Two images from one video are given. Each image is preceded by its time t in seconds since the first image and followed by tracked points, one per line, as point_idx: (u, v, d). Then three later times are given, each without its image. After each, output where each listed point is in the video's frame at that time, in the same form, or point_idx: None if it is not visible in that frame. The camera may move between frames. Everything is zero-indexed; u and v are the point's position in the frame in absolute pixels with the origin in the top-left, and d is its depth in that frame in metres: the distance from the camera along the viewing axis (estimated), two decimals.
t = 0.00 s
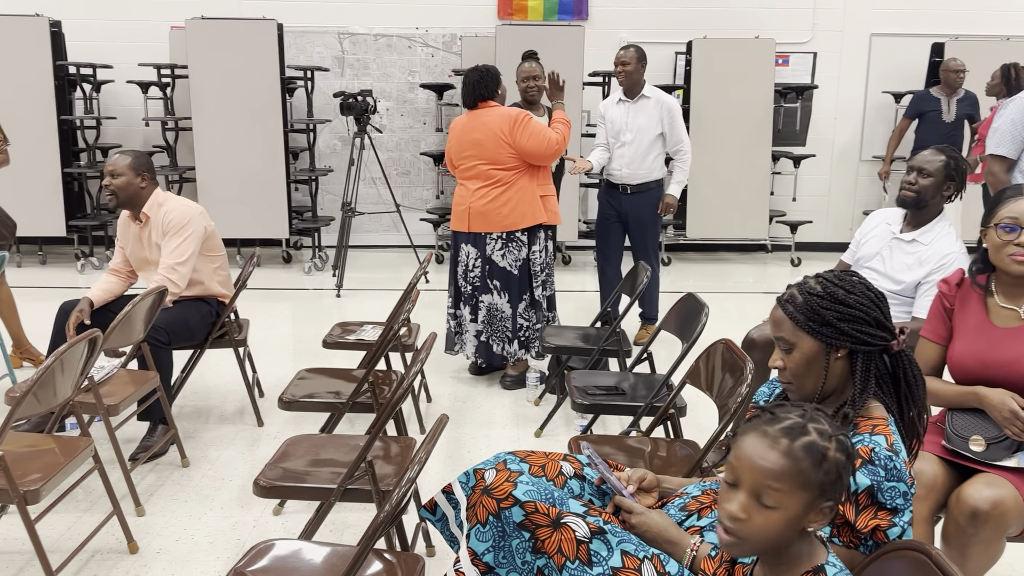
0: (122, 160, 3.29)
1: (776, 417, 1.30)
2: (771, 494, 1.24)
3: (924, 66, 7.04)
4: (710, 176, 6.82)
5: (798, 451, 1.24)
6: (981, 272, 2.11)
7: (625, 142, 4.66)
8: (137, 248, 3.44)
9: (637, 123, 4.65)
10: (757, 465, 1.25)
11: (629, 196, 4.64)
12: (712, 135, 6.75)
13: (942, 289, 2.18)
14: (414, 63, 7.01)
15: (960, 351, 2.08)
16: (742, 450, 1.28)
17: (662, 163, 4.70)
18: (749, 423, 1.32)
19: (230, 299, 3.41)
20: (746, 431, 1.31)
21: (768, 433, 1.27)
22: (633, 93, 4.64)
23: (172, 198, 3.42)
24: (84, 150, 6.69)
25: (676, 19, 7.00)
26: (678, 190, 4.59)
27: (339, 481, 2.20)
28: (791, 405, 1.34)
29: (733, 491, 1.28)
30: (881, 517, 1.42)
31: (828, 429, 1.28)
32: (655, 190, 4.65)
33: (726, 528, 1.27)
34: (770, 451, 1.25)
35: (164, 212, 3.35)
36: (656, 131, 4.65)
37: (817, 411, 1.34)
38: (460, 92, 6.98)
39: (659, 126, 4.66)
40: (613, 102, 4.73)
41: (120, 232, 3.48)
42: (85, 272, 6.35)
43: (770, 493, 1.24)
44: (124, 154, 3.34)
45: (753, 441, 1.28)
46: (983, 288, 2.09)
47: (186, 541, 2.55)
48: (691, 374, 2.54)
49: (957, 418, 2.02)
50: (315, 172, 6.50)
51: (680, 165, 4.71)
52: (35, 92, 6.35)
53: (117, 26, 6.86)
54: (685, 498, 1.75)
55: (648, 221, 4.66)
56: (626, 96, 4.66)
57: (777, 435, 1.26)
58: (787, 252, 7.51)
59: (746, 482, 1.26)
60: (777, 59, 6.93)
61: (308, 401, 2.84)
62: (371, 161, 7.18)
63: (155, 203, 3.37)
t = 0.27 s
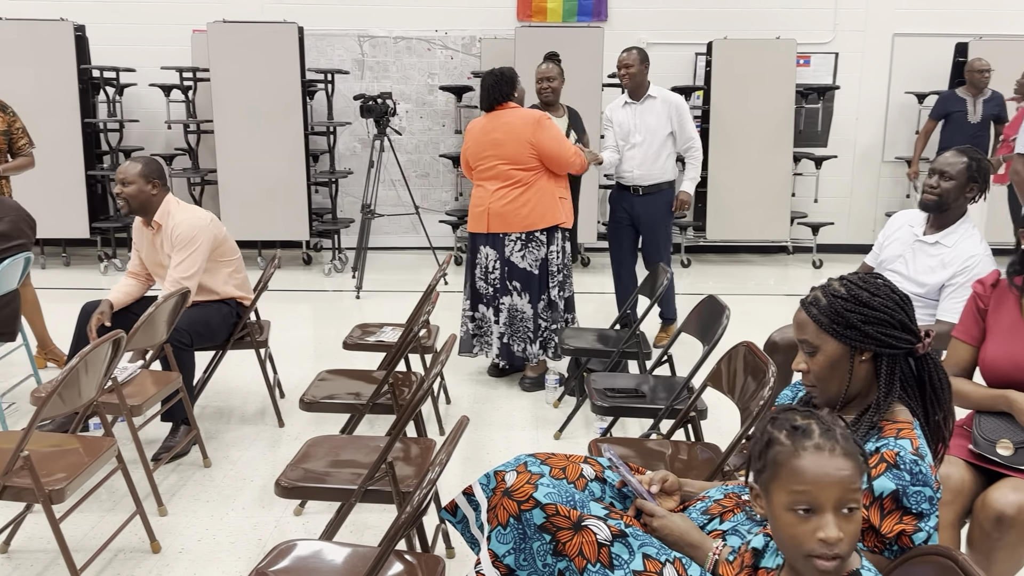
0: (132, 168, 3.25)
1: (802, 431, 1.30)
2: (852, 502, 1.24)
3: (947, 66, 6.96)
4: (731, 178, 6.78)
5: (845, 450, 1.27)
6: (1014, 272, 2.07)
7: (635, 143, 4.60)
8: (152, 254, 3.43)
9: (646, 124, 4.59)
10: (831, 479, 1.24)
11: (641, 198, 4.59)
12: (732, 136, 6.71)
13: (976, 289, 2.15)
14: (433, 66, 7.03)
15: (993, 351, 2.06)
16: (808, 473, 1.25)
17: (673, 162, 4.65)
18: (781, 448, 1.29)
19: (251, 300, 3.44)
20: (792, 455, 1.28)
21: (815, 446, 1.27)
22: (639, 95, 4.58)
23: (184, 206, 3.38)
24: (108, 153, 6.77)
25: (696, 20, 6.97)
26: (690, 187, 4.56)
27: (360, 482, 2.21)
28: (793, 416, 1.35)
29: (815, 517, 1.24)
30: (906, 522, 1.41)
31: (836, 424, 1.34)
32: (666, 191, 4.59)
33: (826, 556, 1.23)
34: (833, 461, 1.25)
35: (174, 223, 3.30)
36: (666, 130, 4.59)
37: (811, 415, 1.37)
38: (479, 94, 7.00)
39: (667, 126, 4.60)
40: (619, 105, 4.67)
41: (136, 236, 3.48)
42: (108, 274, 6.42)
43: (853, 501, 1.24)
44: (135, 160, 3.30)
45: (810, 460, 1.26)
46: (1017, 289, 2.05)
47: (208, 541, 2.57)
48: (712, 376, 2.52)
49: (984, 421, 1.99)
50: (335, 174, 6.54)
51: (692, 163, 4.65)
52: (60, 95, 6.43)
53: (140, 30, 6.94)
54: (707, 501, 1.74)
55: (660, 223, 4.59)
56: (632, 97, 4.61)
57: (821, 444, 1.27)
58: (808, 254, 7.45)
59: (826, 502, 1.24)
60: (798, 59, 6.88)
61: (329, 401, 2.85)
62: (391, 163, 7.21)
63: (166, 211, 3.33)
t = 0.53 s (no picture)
0: (140, 177, 3.28)
1: (825, 435, 1.29)
2: (871, 511, 1.23)
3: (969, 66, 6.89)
4: (748, 179, 6.75)
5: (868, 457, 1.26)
6: None
7: (646, 145, 4.57)
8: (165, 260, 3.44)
9: (657, 125, 4.55)
10: (850, 487, 1.23)
11: (651, 199, 4.54)
12: (749, 138, 6.68)
13: (1001, 291, 2.12)
14: (450, 68, 7.05)
15: (1018, 352, 2.03)
16: (827, 478, 1.24)
17: (685, 164, 4.60)
18: (803, 452, 1.29)
19: (268, 302, 3.48)
20: (813, 459, 1.27)
21: (837, 452, 1.26)
22: (651, 96, 4.54)
23: (192, 213, 3.38)
24: (128, 156, 6.84)
25: (713, 21, 6.95)
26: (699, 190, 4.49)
27: (377, 483, 2.22)
28: (818, 421, 1.34)
29: (831, 523, 1.24)
30: (927, 527, 1.39)
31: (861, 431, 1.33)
32: (676, 192, 4.55)
33: (839, 563, 1.22)
34: (854, 468, 1.24)
35: (183, 233, 3.29)
36: (677, 131, 4.54)
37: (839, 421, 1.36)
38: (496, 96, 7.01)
39: (678, 128, 4.54)
40: (631, 105, 4.64)
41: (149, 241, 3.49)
42: (128, 275, 6.49)
43: (871, 510, 1.23)
44: (142, 168, 3.32)
45: (831, 465, 1.25)
46: None
47: (226, 541, 2.59)
48: (730, 379, 2.50)
49: (1005, 424, 1.97)
50: (353, 176, 6.57)
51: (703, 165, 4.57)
52: (81, 99, 6.51)
53: (160, 34, 7.01)
54: (726, 505, 1.73)
55: (670, 223, 4.54)
56: (644, 99, 4.56)
57: (844, 451, 1.26)
58: (826, 256, 7.39)
59: (843, 508, 1.23)
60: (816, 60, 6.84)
61: (347, 403, 2.86)
62: (407, 165, 7.23)
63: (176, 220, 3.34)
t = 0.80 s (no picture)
0: (152, 185, 3.28)
1: (847, 440, 1.29)
2: (895, 517, 1.23)
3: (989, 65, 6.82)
4: (765, 181, 6.71)
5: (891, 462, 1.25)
6: None
7: (664, 147, 4.52)
8: (178, 265, 3.46)
9: (675, 127, 4.48)
10: (874, 493, 1.22)
11: (668, 203, 4.52)
12: (766, 139, 6.64)
13: None
14: (466, 70, 7.07)
15: None
16: (851, 485, 1.24)
17: (705, 166, 4.51)
18: (825, 458, 1.28)
19: (285, 305, 3.51)
20: (836, 464, 1.26)
21: (860, 458, 1.26)
22: (671, 96, 4.45)
23: (205, 219, 3.39)
24: (147, 158, 6.91)
25: (730, 21, 6.92)
26: (715, 194, 4.33)
27: (394, 484, 2.22)
28: (839, 426, 1.33)
29: (855, 530, 1.23)
30: (946, 531, 1.37)
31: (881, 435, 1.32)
32: (694, 196, 4.47)
33: (864, 571, 1.21)
34: (878, 474, 1.23)
35: (195, 241, 3.31)
36: (695, 135, 4.46)
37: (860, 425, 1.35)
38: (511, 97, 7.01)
39: (697, 131, 4.45)
40: (653, 105, 4.57)
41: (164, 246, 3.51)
42: (147, 277, 6.55)
43: (895, 517, 1.22)
44: (155, 176, 3.33)
45: (855, 472, 1.25)
46: None
47: (244, 541, 2.61)
48: (748, 381, 2.49)
49: None
50: (369, 178, 6.60)
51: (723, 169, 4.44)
52: (101, 103, 6.58)
53: (178, 37, 7.07)
54: (743, 509, 1.72)
55: (687, 227, 4.47)
56: (666, 99, 4.49)
57: (867, 456, 1.26)
58: (845, 257, 7.34)
59: (868, 515, 1.22)
60: (834, 61, 6.79)
61: (363, 404, 2.88)
62: (423, 167, 7.26)
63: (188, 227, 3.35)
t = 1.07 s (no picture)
0: (173, 188, 3.31)
1: (868, 444, 1.28)
2: (922, 518, 1.23)
3: (1009, 65, 6.74)
4: (781, 182, 6.68)
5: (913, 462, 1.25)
6: None
7: (687, 150, 4.41)
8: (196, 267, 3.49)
9: (700, 129, 4.37)
10: (901, 496, 1.22)
11: (690, 205, 4.39)
12: (782, 140, 6.61)
13: None
14: (481, 72, 7.08)
15: None
16: (877, 489, 1.23)
17: (729, 170, 4.39)
18: (847, 463, 1.27)
19: (302, 306, 3.51)
20: (860, 470, 1.25)
21: (884, 461, 1.25)
22: (699, 98, 4.34)
23: (223, 222, 3.42)
24: (165, 161, 6.97)
25: (746, 22, 6.89)
26: (739, 201, 4.26)
27: (409, 485, 2.23)
28: (856, 430, 1.32)
29: (884, 533, 1.23)
30: (966, 535, 1.36)
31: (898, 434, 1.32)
32: (717, 199, 4.34)
33: (895, 573, 1.21)
34: (902, 476, 1.23)
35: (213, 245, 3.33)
36: (720, 138, 4.34)
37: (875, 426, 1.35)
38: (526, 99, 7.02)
39: (723, 134, 4.33)
40: (680, 105, 4.46)
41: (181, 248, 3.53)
42: (165, 279, 6.62)
43: (922, 517, 1.22)
44: (174, 178, 3.36)
45: (879, 475, 1.24)
46: None
47: (260, 542, 2.63)
48: (764, 383, 2.48)
49: None
50: (384, 180, 6.62)
51: (748, 174, 4.33)
52: (120, 106, 6.65)
53: (195, 40, 7.13)
54: (760, 512, 1.71)
55: (709, 231, 4.33)
56: (693, 100, 4.39)
57: (890, 457, 1.25)
58: (862, 259, 7.29)
59: (896, 518, 1.22)
60: (851, 61, 6.74)
61: (379, 405, 2.89)
62: (438, 169, 7.28)
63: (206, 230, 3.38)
